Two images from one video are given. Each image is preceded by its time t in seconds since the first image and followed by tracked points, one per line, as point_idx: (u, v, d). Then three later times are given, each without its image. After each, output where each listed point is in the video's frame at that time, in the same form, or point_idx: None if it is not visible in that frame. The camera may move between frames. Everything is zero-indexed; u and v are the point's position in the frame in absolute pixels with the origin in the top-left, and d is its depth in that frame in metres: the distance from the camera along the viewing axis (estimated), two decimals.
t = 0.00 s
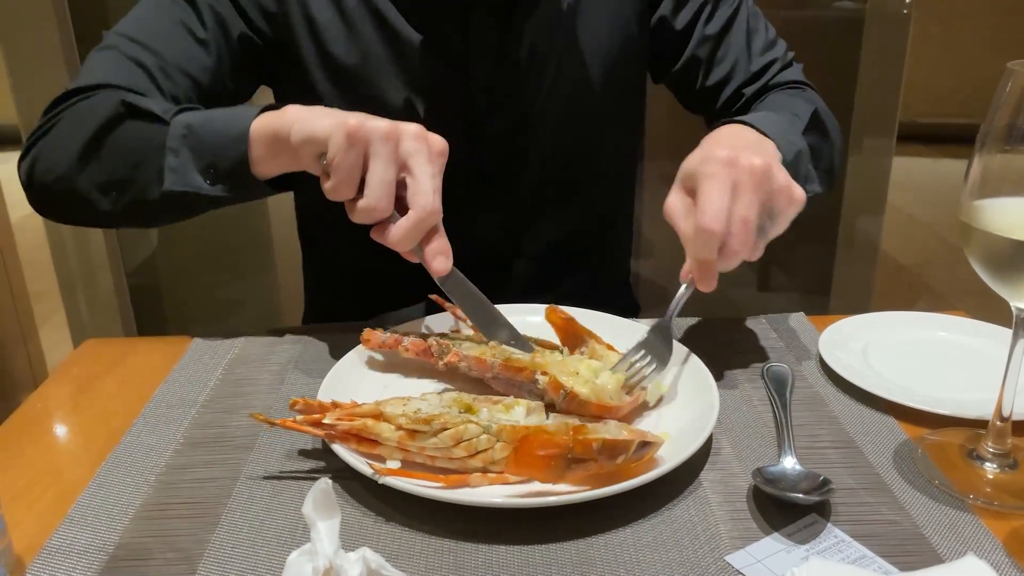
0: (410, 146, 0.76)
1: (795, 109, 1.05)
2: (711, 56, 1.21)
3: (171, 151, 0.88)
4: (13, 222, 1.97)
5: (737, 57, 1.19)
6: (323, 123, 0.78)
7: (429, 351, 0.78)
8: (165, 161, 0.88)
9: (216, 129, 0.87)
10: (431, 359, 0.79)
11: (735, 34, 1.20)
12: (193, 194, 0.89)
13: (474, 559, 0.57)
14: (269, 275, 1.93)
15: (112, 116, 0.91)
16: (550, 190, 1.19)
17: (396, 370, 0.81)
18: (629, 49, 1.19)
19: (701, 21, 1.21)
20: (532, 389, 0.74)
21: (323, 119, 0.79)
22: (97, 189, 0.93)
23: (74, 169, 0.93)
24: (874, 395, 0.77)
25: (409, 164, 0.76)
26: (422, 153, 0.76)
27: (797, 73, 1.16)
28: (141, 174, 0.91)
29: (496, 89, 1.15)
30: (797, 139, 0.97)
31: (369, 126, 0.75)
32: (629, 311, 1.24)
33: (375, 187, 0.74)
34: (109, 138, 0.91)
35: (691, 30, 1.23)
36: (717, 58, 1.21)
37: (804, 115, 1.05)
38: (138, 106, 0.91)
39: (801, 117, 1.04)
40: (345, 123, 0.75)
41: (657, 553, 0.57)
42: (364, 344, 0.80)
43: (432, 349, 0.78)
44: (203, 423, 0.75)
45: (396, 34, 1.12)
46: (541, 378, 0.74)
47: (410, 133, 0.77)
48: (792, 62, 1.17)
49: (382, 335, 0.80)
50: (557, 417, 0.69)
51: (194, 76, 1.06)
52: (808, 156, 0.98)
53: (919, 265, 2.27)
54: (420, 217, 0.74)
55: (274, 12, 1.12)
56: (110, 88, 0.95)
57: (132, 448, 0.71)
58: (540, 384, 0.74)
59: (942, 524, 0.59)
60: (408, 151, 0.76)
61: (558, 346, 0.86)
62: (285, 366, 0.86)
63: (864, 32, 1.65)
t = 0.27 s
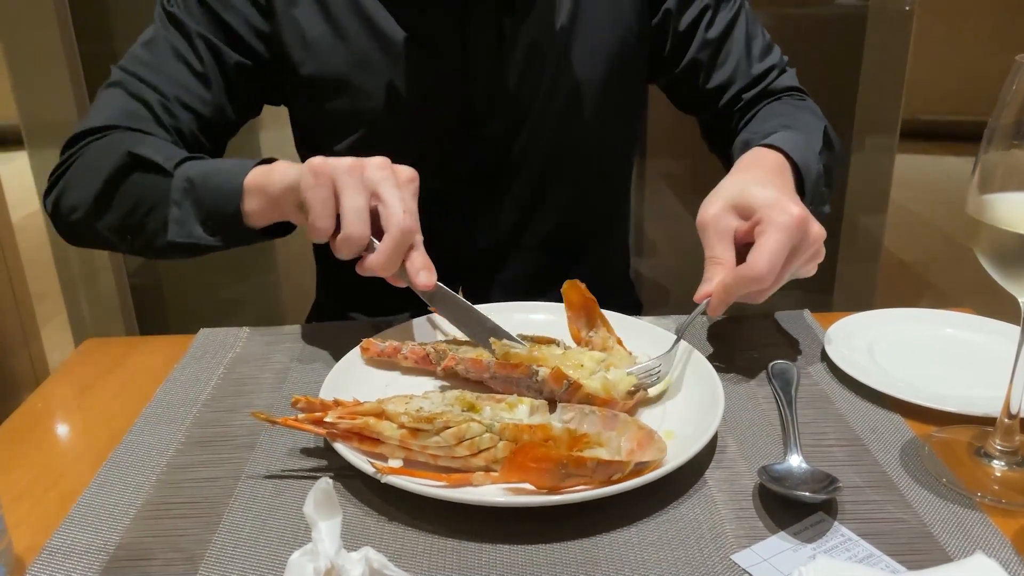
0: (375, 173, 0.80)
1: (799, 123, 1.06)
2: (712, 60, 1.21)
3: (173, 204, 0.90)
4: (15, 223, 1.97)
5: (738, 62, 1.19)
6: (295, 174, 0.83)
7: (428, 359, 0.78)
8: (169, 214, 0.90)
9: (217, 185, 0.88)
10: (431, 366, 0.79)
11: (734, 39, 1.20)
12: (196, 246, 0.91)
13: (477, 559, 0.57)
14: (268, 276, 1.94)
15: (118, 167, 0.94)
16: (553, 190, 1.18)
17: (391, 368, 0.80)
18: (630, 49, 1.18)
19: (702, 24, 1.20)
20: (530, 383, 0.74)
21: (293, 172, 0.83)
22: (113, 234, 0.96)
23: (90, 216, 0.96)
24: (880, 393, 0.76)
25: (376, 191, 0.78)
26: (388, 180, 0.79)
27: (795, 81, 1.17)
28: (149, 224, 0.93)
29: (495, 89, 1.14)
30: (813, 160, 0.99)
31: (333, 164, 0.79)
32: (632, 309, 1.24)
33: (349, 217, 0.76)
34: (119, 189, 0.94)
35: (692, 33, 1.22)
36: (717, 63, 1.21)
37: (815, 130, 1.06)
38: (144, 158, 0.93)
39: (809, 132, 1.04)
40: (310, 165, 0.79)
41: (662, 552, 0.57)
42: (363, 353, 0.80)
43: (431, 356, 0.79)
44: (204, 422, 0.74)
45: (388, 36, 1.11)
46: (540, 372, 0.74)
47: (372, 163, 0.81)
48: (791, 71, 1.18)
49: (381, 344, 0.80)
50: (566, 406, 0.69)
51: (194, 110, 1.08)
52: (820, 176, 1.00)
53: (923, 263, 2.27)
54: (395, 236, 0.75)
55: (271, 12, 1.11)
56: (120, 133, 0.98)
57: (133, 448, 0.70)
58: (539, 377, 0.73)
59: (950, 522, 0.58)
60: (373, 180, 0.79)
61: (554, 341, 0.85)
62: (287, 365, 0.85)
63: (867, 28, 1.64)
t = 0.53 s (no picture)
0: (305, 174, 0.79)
1: (800, 120, 1.06)
2: (713, 58, 1.20)
3: (132, 199, 0.90)
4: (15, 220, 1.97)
5: (739, 59, 1.19)
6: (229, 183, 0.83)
7: (418, 352, 0.79)
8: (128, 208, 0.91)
9: (171, 179, 0.88)
10: (422, 358, 0.79)
11: (736, 36, 1.19)
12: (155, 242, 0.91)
13: (477, 549, 0.57)
14: (269, 269, 1.98)
15: (84, 161, 0.94)
16: (552, 185, 1.18)
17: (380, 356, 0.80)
18: (628, 45, 1.17)
19: (703, 23, 1.20)
20: (528, 372, 0.75)
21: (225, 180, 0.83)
22: (82, 228, 0.97)
23: (63, 210, 0.98)
24: (879, 383, 0.76)
25: (310, 192, 0.78)
26: (319, 180, 0.79)
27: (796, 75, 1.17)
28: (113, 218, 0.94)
29: (493, 85, 1.13)
30: (811, 155, 0.99)
31: (260, 174, 0.79)
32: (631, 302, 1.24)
33: (284, 223, 0.76)
34: (87, 182, 0.95)
35: (693, 32, 1.21)
36: (718, 61, 1.20)
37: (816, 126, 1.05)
38: (109, 152, 0.94)
39: (812, 130, 1.03)
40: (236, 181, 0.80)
41: (662, 541, 0.57)
42: (352, 346, 0.79)
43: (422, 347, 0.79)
44: (204, 414, 0.74)
45: (383, 33, 1.10)
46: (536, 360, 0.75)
47: (298, 165, 0.80)
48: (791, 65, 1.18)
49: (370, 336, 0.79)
50: (565, 398, 0.69)
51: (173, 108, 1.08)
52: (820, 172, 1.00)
53: (922, 256, 2.27)
54: (335, 238, 0.75)
55: (266, 7, 1.11)
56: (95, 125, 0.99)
57: (133, 440, 0.70)
58: (537, 365, 0.75)
59: (948, 511, 0.58)
60: (305, 182, 0.79)
61: (544, 329, 0.85)
62: (288, 358, 0.85)
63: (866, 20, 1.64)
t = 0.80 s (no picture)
0: (249, 126, 0.74)
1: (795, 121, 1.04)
2: (725, 59, 1.20)
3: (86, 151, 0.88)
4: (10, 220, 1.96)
5: (751, 57, 1.18)
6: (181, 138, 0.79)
7: (403, 349, 0.79)
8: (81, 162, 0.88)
9: (119, 125, 0.85)
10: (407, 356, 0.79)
11: (747, 35, 1.19)
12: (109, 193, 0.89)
13: (469, 552, 0.56)
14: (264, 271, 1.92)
15: (43, 119, 0.94)
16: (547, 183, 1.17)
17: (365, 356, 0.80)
18: (629, 46, 1.17)
19: (713, 25, 1.20)
20: (518, 369, 0.75)
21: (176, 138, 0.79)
22: (40, 189, 0.96)
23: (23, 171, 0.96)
24: (875, 382, 0.76)
25: (257, 146, 0.74)
26: (265, 130, 0.74)
27: (806, 69, 1.17)
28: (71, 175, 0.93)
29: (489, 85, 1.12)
30: (803, 156, 0.99)
31: (202, 133, 0.74)
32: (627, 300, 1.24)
33: (244, 188, 0.74)
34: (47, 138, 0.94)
35: (704, 35, 1.21)
36: (730, 60, 1.19)
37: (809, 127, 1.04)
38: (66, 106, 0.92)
39: (802, 131, 1.03)
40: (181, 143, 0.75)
41: (655, 543, 0.57)
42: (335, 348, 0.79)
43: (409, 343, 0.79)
44: (196, 416, 0.74)
45: (383, 35, 1.09)
46: (526, 357, 0.75)
47: (238, 117, 0.74)
48: (801, 61, 1.18)
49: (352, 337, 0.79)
50: (559, 399, 0.69)
51: (155, 85, 1.04)
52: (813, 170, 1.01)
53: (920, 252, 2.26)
54: (288, 197, 0.72)
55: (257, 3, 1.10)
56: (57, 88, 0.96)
57: (124, 443, 0.70)
58: (527, 362, 0.75)
59: (943, 511, 0.58)
60: (251, 135, 0.74)
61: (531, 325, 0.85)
62: (281, 359, 0.85)
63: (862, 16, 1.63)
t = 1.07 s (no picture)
0: (300, 116, 0.68)
1: (787, 116, 1.04)
2: (731, 58, 1.18)
3: (91, 107, 0.83)
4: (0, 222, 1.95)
5: (756, 57, 1.16)
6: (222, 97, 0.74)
7: (384, 349, 0.77)
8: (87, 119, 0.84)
9: (138, 85, 0.81)
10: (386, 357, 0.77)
11: (752, 33, 1.17)
12: (115, 154, 0.84)
13: (454, 562, 0.55)
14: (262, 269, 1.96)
15: (39, 72, 0.88)
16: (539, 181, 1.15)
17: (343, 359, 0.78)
18: (632, 42, 1.15)
19: (717, 26, 1.18)
20: (500, 375, 0.73)
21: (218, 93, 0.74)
22: (24, 150, 0.89)
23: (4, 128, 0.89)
24: (869, 384, 0.74)
25: (304, 136, 0.68)
26: (318, 125, 0.68)
27: (815, 66, 1.16)
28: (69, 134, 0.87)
29: (483, 84, 1.10)
30: (794, 152, 0.98)
31: (247, 105, 0.69)
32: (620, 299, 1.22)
33: (280, 172, 0.69)
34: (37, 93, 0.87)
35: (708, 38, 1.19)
36: (735, 60, 1.18)
37: (803, 123, 1.04)
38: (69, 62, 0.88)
39: (795, 126, 1.03)
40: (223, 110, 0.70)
41: (643, 552, 0.55)
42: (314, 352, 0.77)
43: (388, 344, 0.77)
44: (177, 422, 0.72)
45: (383, 30, 1.08)
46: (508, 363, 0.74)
47: (290, 100, 0.68)
48: (810, 56, 1.17)
49: (332, 339, 0.77)
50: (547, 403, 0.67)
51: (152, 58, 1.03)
52: (808, 165, 1.00)
53: (917, 249, 2.25)
54: (324, 201, 0.67)
55: None
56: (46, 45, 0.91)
57: (104, 450, 0.69)
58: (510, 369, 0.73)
59: (939, 518, 0.57)
60: (301, 125, 0.68)
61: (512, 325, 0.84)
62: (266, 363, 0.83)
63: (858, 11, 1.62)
